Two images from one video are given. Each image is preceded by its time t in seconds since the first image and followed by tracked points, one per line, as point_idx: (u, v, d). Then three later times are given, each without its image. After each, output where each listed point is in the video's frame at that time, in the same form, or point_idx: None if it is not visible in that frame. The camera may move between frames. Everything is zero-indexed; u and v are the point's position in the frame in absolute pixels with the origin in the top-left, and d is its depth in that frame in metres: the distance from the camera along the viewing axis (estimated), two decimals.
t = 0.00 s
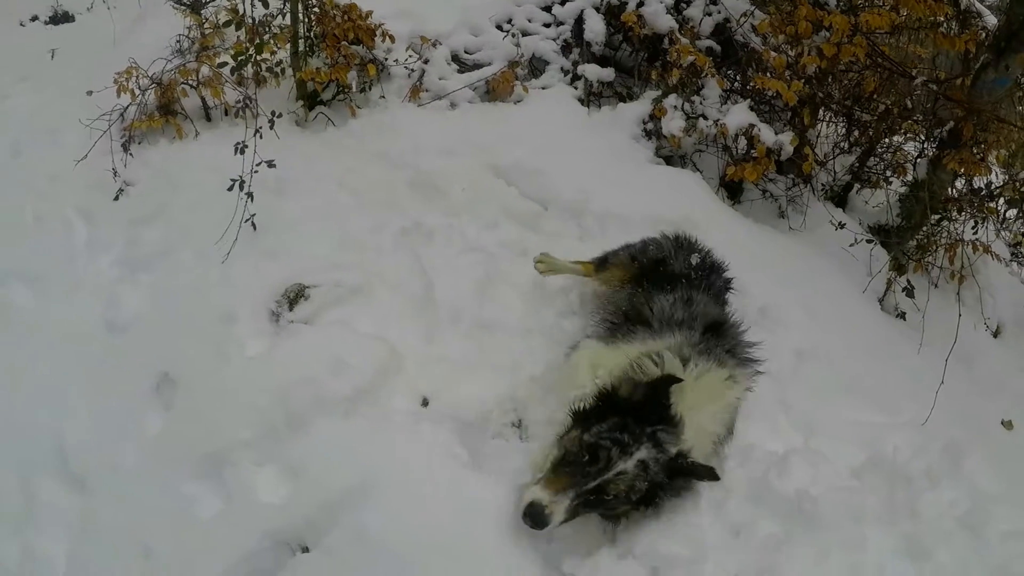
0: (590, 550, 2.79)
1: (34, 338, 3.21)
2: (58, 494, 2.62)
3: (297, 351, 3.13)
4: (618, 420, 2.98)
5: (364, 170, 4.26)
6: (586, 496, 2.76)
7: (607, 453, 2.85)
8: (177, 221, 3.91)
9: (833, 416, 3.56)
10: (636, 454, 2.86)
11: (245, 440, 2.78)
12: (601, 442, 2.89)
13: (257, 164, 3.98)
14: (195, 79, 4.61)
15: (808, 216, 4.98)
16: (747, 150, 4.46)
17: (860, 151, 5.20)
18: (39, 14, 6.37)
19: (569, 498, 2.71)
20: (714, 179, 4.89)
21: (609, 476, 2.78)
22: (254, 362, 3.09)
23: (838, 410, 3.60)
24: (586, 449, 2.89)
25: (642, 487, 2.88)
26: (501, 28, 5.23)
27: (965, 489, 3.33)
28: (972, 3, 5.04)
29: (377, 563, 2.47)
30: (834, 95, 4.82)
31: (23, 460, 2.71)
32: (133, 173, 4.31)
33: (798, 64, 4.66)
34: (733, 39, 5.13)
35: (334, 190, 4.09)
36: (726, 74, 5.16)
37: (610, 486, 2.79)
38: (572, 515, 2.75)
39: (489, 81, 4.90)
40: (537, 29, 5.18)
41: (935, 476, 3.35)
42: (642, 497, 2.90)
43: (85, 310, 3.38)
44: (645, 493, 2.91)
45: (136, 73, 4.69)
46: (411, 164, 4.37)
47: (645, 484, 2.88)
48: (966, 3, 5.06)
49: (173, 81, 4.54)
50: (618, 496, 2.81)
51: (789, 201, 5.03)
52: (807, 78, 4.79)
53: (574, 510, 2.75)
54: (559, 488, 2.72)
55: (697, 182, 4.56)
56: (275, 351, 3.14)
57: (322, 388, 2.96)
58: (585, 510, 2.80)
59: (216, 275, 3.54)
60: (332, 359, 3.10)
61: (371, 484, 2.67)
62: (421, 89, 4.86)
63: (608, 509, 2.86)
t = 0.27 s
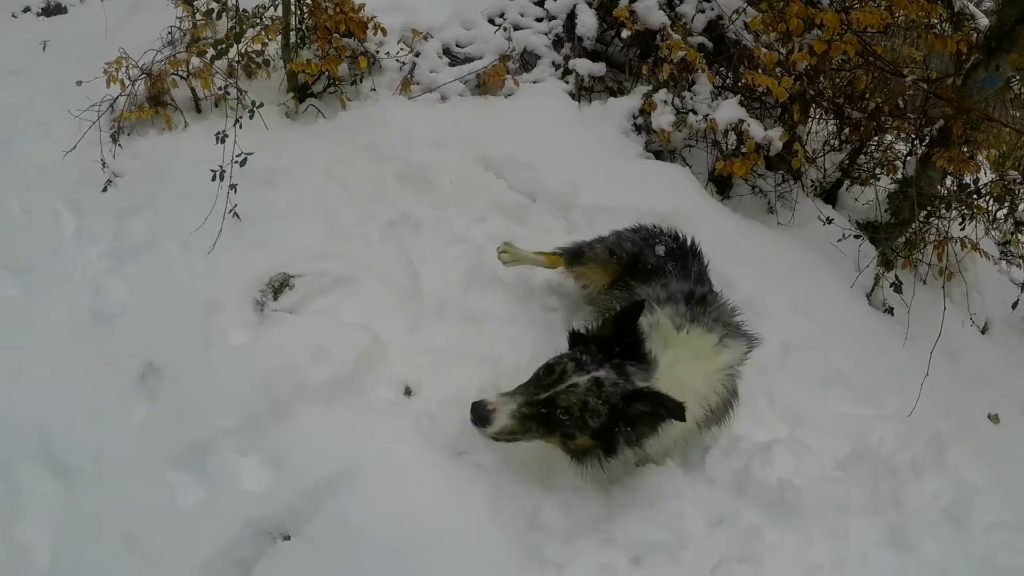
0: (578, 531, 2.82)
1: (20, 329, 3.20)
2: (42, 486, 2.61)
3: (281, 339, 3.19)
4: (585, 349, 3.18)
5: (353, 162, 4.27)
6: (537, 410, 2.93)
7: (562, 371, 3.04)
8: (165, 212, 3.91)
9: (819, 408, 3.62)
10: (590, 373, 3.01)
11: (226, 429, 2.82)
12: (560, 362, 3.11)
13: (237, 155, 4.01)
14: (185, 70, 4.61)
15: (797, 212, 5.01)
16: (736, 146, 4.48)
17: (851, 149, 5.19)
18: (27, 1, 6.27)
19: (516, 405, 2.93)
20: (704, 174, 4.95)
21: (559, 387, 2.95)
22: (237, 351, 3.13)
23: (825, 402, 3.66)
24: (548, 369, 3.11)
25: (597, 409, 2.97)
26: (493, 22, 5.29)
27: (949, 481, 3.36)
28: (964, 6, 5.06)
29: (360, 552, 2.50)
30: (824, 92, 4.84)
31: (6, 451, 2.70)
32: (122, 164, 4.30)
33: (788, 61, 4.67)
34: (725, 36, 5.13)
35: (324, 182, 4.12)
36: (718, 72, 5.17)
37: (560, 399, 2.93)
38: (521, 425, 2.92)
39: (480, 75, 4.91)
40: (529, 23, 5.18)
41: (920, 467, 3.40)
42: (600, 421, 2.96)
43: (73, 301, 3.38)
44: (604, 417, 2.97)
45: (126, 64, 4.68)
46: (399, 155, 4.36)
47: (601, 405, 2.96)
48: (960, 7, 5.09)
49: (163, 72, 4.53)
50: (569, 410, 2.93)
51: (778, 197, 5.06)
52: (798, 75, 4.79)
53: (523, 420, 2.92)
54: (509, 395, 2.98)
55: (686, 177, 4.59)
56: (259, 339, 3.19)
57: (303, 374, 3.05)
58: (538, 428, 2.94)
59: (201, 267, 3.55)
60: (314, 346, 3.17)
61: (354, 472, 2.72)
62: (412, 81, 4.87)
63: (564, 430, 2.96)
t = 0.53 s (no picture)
0: (562, 520, 2.89)
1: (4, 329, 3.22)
2: (27, 484, 2.63)
3: (264, 334, 3.26)
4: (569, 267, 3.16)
5: (336, 159, 4.32)
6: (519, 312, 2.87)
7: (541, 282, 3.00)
8: (149, 211, 3.92)
9: (803, 395, 3.66)
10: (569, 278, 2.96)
11: (209, 422, 2.85)
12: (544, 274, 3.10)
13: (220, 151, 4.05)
14: (169, 69, 4.63)
15: (781, 202, 5.06)
16: (719, 137, 4.51)
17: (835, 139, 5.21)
18: (14, 5, 6.35)
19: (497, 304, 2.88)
20: (687, 166, 4.97)
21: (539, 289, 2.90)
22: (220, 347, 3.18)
23: (809, 390, 3.70)
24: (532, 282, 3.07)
25: (580, 309, 2.85)
26: (477, 17, 5.30)
27: (935, 466, 3.38)
28: None
29: (342, 539, 2.53)
30: (808, 83, 4.86)
31: None
32: (106, 163, 4.32)
33: (771, 52, 4.68)
34: (708, 29, 5.16)
35: (309, 178, 4.16)
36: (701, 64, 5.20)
37: (541, 299, 2.86)
38: (505, 326, 2.86)
39: (463, 70, 4.92)
40: (511, 19, 5.25)
41: (903, 452, 3.42)
42: (584, 317, 2.86)
43: (57, 300, 3.39)
44: (587, 315, 2.87)
45: (110, 64, 4.70)
46: (382, 151, 4.41)
47: (583, 302, 2.86)
48: None
49: (146, 71, 4.55)
50: (552, 308, 2.83)
51: (763, 187, 5.11)
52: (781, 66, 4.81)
53: (506, 318, 2.86)
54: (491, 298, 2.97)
55: (670, 168, 4.62)
56: (242, 334, 3.25)
57: (284, 366, 3.10)
58: (523, 329, 2.87)
59: (184, 265, 3.59)
60: (296, 340, 3.25)
61: (334, 462, 2.76)
62: (395, 77, 4.89)
63: (550, 332, 2.87)
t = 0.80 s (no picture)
0: (546, 513, 2.93)
1: None
2: (14, 478, 2.65)
3: (248, 327, 3.27)
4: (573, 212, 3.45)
5: (323, 155, 4.36)
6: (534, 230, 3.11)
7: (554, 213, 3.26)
8: (136, 206, 3.94)
9: (786, 388, 3.69)
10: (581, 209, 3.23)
11: (194, 414, 2.87)
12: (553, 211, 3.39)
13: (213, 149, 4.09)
14: (156, 65, 4.65)
15: (767, 198, 5.12)
16: (705, 133, 4.54)
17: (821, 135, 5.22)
18: None
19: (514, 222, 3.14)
20: (673, 162, 5.03)
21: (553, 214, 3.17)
22: (203, 339, 3.18)
23: (793, 384, 3.72)
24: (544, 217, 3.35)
25: (593, 232, 3.09)
26: (464, 14, 5.32)
27: (919, 459, 3.40)
28: None
29: (327, 529, 2.55)
30: (794, 79, 4.87)
31: None
32: (95, 159, 4.33)
33: (756, 48, 4.70)
34: (695, 25, 5.17)
35: (296, 174, 4.20)
36: (688, 61, 5.30)
37: (556, 221, 3.13)
38: (521, 243, 3.09)
39: (450, 67, 4.98)
40: (498, 16, 5.26)
41: (887, 445, 3.44)
42: (596, 240, 3.07)
43: (43, 295, 3.40)
44: (598, 238, 3.09)
45: (98, 60, 4.71)
46: (369, 147, 4.45)
47: (594, 228, 3.10)
48: None
49: (134, 68, 4.56)
50: (565, 229, 3.08)
51: (748, 183, 5.18)
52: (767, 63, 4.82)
53: (522, 235, 3.10)
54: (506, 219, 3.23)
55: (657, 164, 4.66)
56: (227, 326, 3.27)
57: (268, 358, 3.12)
58: (536, 249, 3.10)
59: (170, 258, 3.60)
60: (281, 332, 3.27)
61: (317, 454, 2.77)
62: (382, 74, 4.91)
63: (562, 253, 3.06)
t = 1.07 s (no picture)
0: (525, 507, 2.93)
1: None
2: None
3: (236, 312, 3.29)
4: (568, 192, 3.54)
5: (318, 143, 4.39)
6: (564, 209, 3.14)
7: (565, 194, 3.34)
8: (129, 189, 3.94)
9: (770, 391, 3.72)
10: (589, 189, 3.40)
11: (180, 398, 2.89)
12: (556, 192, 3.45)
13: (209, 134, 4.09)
14: (153, 50, 4.63)
15: (758, 202, 5.18)
16: (699, 136, 4.57)
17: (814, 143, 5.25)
18: None
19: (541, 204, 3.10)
20: (665, 163, 5.04)
21: (570, 194, 3.25)
22: (190, 323, 3.19)
23: (776, 388, 3.75)
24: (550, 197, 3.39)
25: (614, 209, 3.27)
26: (462, 10, 5.43)
27: (900, 466, 3.42)
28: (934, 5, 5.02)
29: (307, 515, 2.57)
30: (789, 85, 4.91)
31: None
32: (89, 141, 4.33)
33: (753, 53, 4.72)
34: (693, 29, 5.21)
35: (289, 162, 4.22)
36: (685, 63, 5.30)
37: (580, 199, 3.22)
38: (552, 225, 3.05)
39: (447, 61, 5.02)
40: (497, 12, 5.36)
41: (868, 451, 3.46)
42: (618, 217, 3.27)
43: (32, 275, 3.39)
44: (619, 216, 3.28)
45: (96, 42, 4.71)
46: (364, 136, 4.48)
47: (614, 207, 3.29)
48: (929, 6, 5.06)
49: (131, 51, 4.56)
50: (591, 210, 3.19)
51: (740, 187, 5.24)
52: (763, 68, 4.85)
53: (552, 217, 3.06)
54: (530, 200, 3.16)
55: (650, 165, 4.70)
56: (215, 311, 3.28)
57: (255, 345, 3.14)
58: (567, 230, 3.09)
59: (163, 242, 3.62)
60: (269, 319, 3.29)
61: (300, 439, 2.79)
62: (379, 66, 4.95)
63: (594, 233, 3.14)
